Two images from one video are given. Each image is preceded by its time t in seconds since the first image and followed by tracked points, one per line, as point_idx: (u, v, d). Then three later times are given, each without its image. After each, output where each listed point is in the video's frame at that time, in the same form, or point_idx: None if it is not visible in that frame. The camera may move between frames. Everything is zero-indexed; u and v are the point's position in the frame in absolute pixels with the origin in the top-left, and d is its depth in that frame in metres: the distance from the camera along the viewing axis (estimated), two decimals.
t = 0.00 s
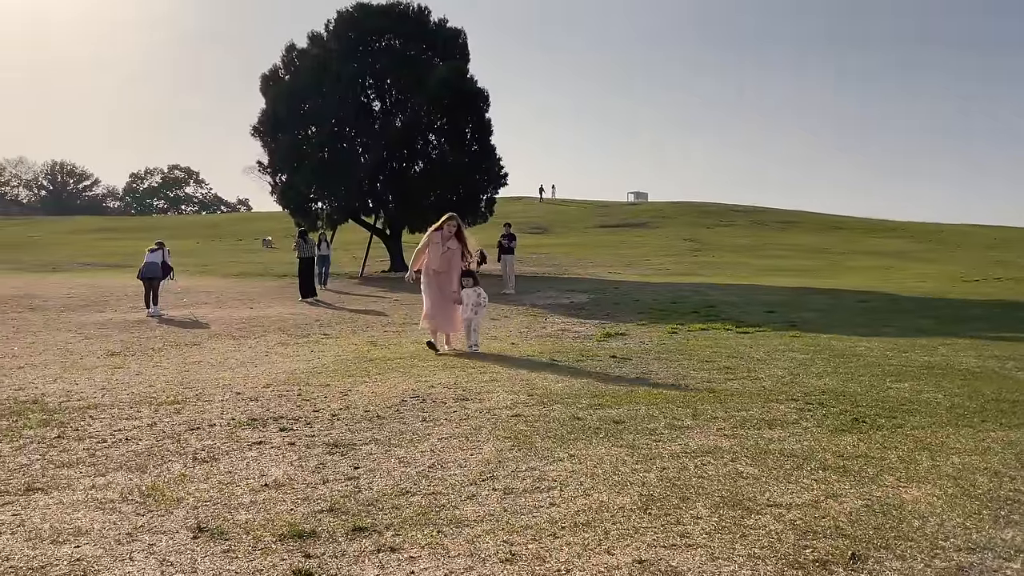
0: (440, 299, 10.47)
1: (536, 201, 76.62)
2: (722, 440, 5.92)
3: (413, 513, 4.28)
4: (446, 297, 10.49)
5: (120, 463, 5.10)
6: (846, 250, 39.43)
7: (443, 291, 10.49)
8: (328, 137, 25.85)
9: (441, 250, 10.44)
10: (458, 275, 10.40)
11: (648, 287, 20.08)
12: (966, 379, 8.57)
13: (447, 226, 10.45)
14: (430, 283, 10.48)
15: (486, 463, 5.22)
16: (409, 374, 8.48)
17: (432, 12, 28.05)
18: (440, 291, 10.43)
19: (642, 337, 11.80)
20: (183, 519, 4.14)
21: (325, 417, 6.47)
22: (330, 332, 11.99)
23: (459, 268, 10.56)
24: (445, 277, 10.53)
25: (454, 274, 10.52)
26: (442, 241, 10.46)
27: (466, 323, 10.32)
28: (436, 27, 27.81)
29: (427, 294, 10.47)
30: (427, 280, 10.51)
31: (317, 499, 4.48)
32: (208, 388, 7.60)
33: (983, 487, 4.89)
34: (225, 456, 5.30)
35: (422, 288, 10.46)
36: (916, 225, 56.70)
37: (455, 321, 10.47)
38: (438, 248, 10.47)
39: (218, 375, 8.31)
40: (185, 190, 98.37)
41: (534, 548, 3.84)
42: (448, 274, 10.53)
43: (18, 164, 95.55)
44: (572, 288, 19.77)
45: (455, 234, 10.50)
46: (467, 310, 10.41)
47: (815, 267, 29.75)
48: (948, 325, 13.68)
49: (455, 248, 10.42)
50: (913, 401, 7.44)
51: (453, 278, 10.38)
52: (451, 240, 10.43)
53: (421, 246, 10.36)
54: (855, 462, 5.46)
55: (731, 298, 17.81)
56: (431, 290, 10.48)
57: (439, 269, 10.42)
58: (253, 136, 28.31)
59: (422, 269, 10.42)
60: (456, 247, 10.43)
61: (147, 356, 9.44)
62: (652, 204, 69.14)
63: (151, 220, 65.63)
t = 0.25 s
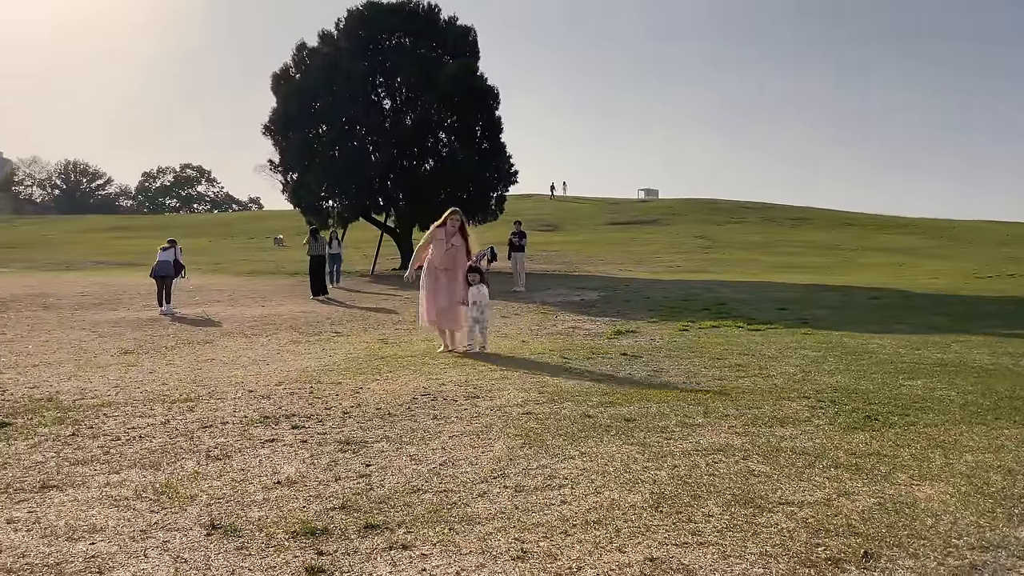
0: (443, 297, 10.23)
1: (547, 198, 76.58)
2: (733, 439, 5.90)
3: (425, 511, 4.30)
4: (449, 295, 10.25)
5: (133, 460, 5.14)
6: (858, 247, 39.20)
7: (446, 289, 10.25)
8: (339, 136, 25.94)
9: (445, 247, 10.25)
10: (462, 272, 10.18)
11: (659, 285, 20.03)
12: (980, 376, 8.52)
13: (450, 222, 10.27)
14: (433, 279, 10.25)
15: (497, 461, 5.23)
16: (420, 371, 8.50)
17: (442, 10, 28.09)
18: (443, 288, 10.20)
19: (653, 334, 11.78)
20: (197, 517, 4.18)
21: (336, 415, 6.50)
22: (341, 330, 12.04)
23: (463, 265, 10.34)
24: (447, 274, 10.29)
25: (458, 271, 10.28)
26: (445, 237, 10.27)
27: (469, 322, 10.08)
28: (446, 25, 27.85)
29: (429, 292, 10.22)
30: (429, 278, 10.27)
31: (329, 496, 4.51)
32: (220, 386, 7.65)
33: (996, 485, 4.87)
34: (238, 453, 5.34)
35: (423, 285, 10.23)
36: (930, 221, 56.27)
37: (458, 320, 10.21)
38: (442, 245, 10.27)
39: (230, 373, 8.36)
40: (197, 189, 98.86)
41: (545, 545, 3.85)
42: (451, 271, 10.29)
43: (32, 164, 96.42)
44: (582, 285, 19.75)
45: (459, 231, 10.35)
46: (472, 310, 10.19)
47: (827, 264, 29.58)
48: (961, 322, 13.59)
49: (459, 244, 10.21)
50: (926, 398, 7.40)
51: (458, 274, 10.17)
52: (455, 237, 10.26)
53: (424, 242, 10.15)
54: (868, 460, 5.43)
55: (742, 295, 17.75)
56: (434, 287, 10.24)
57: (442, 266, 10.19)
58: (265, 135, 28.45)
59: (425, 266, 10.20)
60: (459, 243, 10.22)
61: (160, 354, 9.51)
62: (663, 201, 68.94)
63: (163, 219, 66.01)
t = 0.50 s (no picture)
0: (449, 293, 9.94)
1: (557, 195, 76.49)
2: (746, 437, 5.88)
3: (438, 510, 4.31)
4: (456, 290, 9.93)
5: (149, 459, 5.18)
6: (871, 243, 38.95)
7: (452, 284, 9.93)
8: (349, 133, 25.99)
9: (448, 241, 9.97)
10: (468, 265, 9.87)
11: (670, 281, 19.98)
12: (995, 374, 8.45)
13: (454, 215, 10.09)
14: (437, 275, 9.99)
15: (510, 460, 5.24)
16: (431, 369, 8.52)
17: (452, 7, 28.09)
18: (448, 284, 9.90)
19: (664, 332, 11.75)
20: (212, 515, 4.21)
21: (349, 413, 6.53)
22: (353, 327, 12.08)
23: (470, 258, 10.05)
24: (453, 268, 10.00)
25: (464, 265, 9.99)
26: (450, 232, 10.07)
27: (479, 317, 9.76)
28: (456, 22, 27.85)
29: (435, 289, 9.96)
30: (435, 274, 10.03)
31: (343, 495, 4.53)
32: (233, 383, 7.70)
33: (1012, 484, 4.83)
34: (252, 452, 5.37)
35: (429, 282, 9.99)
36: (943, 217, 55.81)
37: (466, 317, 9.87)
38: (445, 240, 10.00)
39: (243, 370, 8.41)
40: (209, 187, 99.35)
41: (559, 545, 3.85)
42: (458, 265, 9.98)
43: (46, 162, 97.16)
44: (593, 282, 19.73)
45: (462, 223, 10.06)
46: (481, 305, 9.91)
47: (839, 260, 29.39)
48: (976, 319, 13.49)
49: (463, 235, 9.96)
50: (941, 396, 7.35)
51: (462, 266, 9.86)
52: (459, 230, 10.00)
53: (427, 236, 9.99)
54: (882, 459, 5.40)
55: (754, 292, 17.67)
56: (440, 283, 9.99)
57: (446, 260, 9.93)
58: (276, 133, 28.55)
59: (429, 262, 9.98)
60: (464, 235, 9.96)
61: (173, 352, 9.58)
62: (673, 197, 68.71)
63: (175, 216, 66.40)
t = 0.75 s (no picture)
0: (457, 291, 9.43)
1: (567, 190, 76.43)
2: (761, 434, 5.88)
3: (454, 506, 4.34)
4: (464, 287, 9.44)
5: (168, 455, 5.24)
6: (884, 237, 38.71)
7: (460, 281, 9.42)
8: (361, 130, 26.05)
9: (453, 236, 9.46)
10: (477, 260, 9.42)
11: (682, 277, 19.93)
12: (1011, 370, 8.41)
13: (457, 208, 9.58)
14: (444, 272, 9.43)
15: (525, 457, 5.26)
16: (445, 366, 8.56)
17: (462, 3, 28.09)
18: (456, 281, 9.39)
19: (677, 328, 11.73)
20: (231, 511, 4.25)
21: (364, 409, 6.58)
22: (366, 323, 12.13)
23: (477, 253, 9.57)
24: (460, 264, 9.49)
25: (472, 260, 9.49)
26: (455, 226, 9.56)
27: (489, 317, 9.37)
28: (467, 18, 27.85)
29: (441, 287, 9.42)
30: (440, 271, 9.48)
31: (361, 491, 4.57)
32: (249, 380, 7.77)
33: None
34: (269, 448, 5.42)
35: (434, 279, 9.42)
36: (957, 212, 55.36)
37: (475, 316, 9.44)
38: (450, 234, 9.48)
39: (258, 367, 8.48)
40: (221, 183, 99.88)
41: (577, 542, 3.87)
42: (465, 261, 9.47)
43: (60, 159, 97.97)
44: (604, 278, 19.74)
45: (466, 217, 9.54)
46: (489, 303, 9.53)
47: (851, 256, 29.24)
48: (991, 314, 13.40)
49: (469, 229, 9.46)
50: (956, 393, 7.32)
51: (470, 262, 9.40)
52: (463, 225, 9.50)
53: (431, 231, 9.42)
54: (898, 457, 5.39)
55: (767, 287, 17.62)
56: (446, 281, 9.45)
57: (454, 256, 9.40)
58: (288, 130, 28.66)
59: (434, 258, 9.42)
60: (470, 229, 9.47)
61: (189, 348, 9.66)
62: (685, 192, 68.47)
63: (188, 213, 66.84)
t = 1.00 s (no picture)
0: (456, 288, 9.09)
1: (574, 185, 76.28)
2: (774, 434, 5.84)
3: (466, 507, 4.32)
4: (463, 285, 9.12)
5: (179, 453, 5.24)
6: (894, 232, 38.46)
7: (460, 278, 9.10)
8: (369, 125, 26.03)
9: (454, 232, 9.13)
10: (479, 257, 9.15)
11: (690, 272, 19.85)
12: None
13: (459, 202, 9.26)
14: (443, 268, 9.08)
15: (536, 456, 5.24)
16: (454, 363, 8.54)
17: None
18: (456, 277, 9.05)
19: (687, 324, 11.68)
20: (243, 511, 4.24)
21: (374, 407, 6.57)
22: (375, 320, 12.12)
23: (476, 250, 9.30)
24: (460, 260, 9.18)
25: (472, 257, 9.21)
26: (455, 220, 9.24)
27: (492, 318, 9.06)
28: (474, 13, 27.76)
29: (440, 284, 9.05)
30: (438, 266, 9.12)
31: (373, 491, 4.55)
32: (259, 377, 7.78)
33: None
34: (281, 446, 5.42)
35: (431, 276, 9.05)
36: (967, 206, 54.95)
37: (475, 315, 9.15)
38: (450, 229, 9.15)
39: (267, 364, 8.49)
40: (230, 178, 100.03)
41: (590, 544, 3.85)
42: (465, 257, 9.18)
43: (69, 154, 98.32)
44: (612, 273, 19.68)
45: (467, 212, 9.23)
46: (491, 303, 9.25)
47: (861, 250, 29.06)
48: (1004, 310, 13.28)
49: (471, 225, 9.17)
50: (970, 391, 7.25)
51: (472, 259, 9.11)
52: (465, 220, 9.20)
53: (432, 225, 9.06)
54: (913, 457, 5.33)
55: (776, 282, 17.53)
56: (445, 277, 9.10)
57: (454, 252, 9.09)
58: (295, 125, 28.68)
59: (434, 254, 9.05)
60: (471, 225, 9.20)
61: (199, 345, 9.68)
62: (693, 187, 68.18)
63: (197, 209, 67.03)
